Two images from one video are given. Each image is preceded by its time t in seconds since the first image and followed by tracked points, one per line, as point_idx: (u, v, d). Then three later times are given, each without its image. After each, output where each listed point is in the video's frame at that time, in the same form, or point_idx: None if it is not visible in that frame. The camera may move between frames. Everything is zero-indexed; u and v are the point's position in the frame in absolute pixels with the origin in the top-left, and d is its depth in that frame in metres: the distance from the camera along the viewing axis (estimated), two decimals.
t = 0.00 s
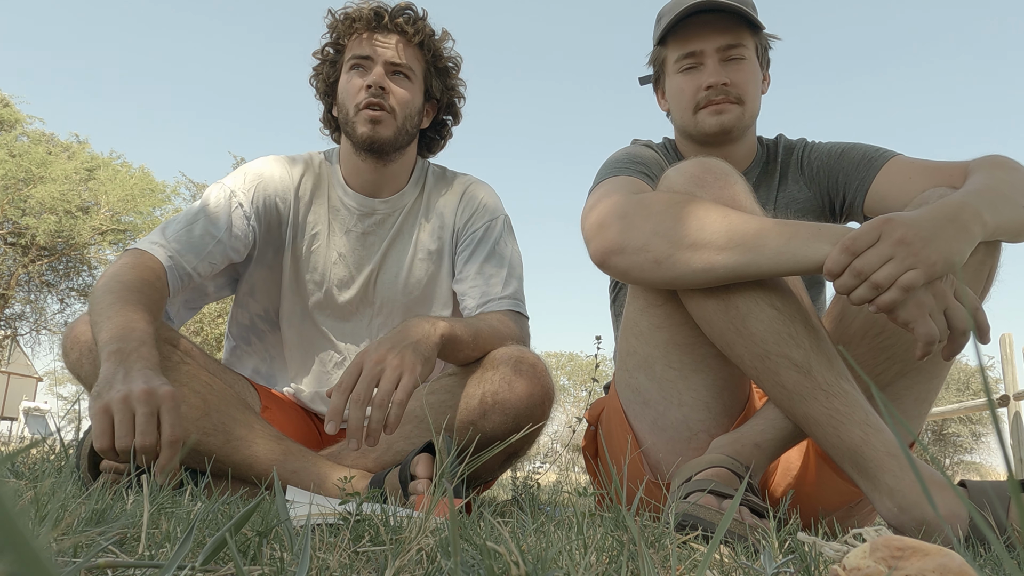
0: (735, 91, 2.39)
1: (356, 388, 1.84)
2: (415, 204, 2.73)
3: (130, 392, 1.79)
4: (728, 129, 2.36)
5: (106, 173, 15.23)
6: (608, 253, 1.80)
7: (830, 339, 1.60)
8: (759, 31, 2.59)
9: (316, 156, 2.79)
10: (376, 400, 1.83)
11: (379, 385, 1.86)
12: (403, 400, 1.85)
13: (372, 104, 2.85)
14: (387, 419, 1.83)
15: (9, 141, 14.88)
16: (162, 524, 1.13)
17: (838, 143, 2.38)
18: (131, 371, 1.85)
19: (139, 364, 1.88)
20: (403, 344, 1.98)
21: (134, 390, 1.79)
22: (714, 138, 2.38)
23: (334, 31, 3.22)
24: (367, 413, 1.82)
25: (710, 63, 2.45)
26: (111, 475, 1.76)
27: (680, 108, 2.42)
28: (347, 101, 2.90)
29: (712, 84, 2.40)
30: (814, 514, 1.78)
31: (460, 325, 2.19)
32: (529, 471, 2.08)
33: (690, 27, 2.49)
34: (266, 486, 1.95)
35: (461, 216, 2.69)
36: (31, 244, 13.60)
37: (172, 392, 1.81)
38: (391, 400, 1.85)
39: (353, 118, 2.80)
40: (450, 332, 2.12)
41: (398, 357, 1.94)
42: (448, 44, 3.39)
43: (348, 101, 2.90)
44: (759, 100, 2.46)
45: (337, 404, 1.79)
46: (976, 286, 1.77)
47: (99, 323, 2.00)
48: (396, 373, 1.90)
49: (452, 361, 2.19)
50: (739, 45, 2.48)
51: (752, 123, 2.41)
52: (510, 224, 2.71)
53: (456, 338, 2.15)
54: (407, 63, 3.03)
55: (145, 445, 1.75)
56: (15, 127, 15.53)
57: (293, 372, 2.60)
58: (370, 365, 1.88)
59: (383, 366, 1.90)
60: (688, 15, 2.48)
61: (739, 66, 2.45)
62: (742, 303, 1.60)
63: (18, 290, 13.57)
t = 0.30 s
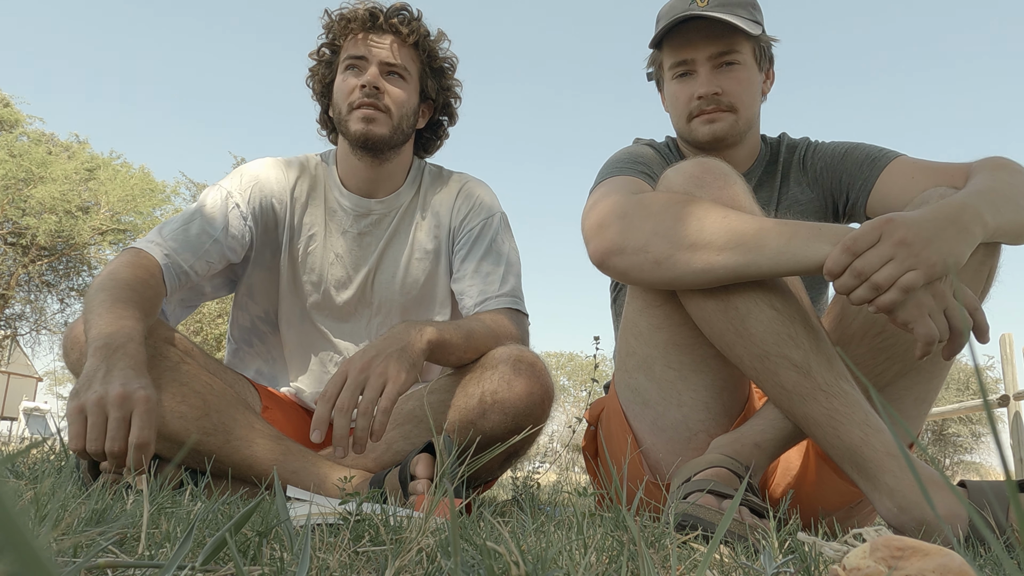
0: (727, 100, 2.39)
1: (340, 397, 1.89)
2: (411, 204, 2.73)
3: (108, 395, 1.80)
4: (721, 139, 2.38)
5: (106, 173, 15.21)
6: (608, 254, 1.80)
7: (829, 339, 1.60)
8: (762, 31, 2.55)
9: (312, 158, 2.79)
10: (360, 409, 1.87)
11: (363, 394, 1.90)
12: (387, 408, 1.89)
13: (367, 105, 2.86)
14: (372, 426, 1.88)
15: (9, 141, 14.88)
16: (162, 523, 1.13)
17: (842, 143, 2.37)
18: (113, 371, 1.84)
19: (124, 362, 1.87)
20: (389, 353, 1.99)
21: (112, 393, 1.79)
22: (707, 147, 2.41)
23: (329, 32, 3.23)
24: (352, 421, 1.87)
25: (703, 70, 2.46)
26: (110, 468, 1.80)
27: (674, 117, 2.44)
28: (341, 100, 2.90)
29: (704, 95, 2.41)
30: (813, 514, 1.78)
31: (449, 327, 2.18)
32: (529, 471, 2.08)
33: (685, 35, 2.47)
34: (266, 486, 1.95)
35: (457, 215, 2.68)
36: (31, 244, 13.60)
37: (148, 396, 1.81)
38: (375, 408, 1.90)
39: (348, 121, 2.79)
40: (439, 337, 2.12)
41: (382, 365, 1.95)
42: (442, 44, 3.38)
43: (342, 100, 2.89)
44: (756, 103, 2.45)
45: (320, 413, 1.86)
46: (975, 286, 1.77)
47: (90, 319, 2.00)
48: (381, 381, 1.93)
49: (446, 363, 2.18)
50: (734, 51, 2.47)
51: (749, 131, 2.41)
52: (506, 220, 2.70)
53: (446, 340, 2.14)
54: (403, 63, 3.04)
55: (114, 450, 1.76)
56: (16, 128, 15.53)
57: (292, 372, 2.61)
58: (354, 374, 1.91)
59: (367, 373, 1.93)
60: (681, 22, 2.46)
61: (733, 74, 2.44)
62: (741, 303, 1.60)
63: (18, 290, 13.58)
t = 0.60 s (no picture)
0: (692, 112, 2.40)
1: (334, 407, 1.89)
2: (407, 203, 2.73)
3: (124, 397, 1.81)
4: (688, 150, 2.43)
5: (106, 173, 15.19)
6: (612, 250, 1.80)
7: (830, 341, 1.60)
8: (730, 31, 2.55)
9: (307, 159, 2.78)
10: (352, 417, 1.88)
11: (357, 402, 1.91)
12: (381, 416, 1.90)
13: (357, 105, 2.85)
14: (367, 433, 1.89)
15: (9, 141, 14.89)
16: (162, 523, 1.13)
17: (854, 150, 2.36)
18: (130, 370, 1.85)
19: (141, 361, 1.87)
20: (384, 360, 2.00)
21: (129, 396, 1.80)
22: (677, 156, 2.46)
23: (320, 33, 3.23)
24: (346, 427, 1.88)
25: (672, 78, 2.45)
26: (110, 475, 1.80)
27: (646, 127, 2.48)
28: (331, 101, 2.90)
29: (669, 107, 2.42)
30: (813, 514, 1.78)
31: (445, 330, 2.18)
32: (529, 471, 2.08)
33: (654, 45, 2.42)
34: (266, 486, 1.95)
35: (452, 214, 2.68)
36: (32, 244, 13.61)
37: (165, 402, 1.83)
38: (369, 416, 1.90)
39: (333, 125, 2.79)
40: (433, 342, 2.13)
41: (376, 373, 1.96)
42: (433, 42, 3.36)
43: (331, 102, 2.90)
44: (728, 110, 2.43)
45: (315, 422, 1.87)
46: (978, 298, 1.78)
47: (95, 322, 2.01)
48: (374, 389, 1.93)
49: (443, 365, 2.18)
50: (702, 56, 2.46)
51: (728, 138, 2.43)
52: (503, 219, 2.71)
53: (441, 344, 2.15)
54: (392, 62, 3.03)
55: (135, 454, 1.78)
56: (16, 128, 15.52)
57: (291, 372, 2.61)
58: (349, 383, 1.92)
59: (360, 382, 1.94)
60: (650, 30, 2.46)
61: (701, 80, 2.43)
62: (742, 304, 1.60)
63: (18, 290, 13.59)
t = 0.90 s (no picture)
0: (673, 123, 2.43)
1: (313, 387, 1.90)
2: (407, 201, 2.73)
3: (228, 338, 1.96)
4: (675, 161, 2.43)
5: (106, 172, 15.18)
6: (618, 249, 1.81)
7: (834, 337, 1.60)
8: (709, 39, 2.58)
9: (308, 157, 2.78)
10: (330, 402, 1.89)
11: (336, 388, 1.93)
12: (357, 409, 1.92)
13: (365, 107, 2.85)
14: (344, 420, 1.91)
15: (9, 141, 14.89)
16: (162, 523, 1.13)
17: (849, 149, 2.36)
18: (219, 327, 2.00)
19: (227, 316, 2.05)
20: (374, 354, 2.02)
21: (237, 332, 1.96)
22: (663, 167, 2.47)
23: (323, 29, 3.20)
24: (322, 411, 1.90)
25: (651, 90, 2.47)
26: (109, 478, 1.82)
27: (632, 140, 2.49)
28: (338, 101, 2.90)
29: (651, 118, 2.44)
30: (814, 514, 1.78)
31: (443, 331, 2.19)
32: (529, 471, 2.08)
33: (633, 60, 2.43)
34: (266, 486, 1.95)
35: (452, 212, 2.68)
36: (31, 244, 13.61)
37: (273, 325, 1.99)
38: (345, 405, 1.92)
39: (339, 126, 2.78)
40: (428, 346, 2.14)
41: (362, 366, 1.98)
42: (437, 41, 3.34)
43: (339, 102, 2.90)
44: (710, 116, 2.47)
45: (291, 400, 1.87)
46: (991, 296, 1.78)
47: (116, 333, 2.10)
48: (355, 381, 1.95)
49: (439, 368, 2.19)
50: (682, 66, 2.47)
51: (712, 143, 2.48)
52: (503, 216, 2.70)
53: (436, 348, 2.15)
54: (399, 63, 3.03)
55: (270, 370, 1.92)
56: (16, 128, 15.51)
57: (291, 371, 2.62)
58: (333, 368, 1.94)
59: (344, 369, 1.96)
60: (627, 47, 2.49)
61: (681, 91, 2.46)
62: (748, 298, 1.60)
63: (18, 291, 13.60)
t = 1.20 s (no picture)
0: (664, 131, 2.44)
1: (311, 379, 1.91)
2: (410, 202, 2.73)
3: (209, 347, 1.92)
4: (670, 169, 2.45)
5: (106, 172, 15.17)
6: (620, 246, 1.81)
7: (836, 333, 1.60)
8: (694, 49, 2.56)
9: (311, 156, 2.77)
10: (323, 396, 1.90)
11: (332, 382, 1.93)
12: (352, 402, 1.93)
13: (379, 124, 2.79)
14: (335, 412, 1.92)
15: (9, 141, 14.87)
16: (162, 523, 1.13)
17: (834, 147, 2.36)
18: (204, 337, 1.97)
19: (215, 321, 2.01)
20: (370, 353, 2.01)
21: (213, 344, 1.92)
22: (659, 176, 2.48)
23: (330, 40, 3.12)
24: (314, 404, 1.91)
25: (644, 100, 2.47)
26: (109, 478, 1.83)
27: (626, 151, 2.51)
28: (350, 117, 2.83)
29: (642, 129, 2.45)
30: (814, 514, 1.78)
31: (436, 337, 2.19)
32: (529, 471, 2.08)
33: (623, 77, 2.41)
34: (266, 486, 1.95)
35: (454, 212, 2.68)
36: (31, 245, 13.61)
37: (243, 329, 1.94)
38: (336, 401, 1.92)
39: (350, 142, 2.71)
40: (419, 356, 2.14)
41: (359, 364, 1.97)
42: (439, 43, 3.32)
43: (351, 118, 2.83)
44: (700, 122, 2.49)
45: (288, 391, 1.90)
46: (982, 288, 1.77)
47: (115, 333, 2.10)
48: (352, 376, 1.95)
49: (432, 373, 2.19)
50: (670, 79, 2.47)
51: (703, 148, 2.49)
52: (504, 216, 2.70)
53: (427, 357, 2.15)
54: (410, 75, 2.95)
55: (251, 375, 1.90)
56: (17, 128, 15.48)
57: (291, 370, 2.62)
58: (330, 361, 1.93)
59: (343, 363, 1.95)
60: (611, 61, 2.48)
61: (671, 102, 2.46)
62: (751, 294, 1.60)
63: (18, 290, 13.60)
